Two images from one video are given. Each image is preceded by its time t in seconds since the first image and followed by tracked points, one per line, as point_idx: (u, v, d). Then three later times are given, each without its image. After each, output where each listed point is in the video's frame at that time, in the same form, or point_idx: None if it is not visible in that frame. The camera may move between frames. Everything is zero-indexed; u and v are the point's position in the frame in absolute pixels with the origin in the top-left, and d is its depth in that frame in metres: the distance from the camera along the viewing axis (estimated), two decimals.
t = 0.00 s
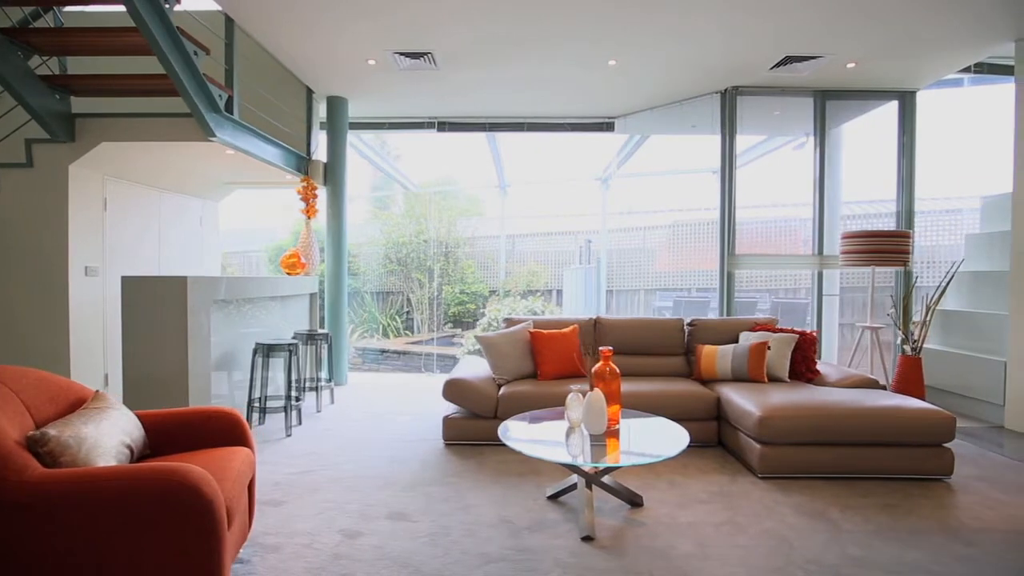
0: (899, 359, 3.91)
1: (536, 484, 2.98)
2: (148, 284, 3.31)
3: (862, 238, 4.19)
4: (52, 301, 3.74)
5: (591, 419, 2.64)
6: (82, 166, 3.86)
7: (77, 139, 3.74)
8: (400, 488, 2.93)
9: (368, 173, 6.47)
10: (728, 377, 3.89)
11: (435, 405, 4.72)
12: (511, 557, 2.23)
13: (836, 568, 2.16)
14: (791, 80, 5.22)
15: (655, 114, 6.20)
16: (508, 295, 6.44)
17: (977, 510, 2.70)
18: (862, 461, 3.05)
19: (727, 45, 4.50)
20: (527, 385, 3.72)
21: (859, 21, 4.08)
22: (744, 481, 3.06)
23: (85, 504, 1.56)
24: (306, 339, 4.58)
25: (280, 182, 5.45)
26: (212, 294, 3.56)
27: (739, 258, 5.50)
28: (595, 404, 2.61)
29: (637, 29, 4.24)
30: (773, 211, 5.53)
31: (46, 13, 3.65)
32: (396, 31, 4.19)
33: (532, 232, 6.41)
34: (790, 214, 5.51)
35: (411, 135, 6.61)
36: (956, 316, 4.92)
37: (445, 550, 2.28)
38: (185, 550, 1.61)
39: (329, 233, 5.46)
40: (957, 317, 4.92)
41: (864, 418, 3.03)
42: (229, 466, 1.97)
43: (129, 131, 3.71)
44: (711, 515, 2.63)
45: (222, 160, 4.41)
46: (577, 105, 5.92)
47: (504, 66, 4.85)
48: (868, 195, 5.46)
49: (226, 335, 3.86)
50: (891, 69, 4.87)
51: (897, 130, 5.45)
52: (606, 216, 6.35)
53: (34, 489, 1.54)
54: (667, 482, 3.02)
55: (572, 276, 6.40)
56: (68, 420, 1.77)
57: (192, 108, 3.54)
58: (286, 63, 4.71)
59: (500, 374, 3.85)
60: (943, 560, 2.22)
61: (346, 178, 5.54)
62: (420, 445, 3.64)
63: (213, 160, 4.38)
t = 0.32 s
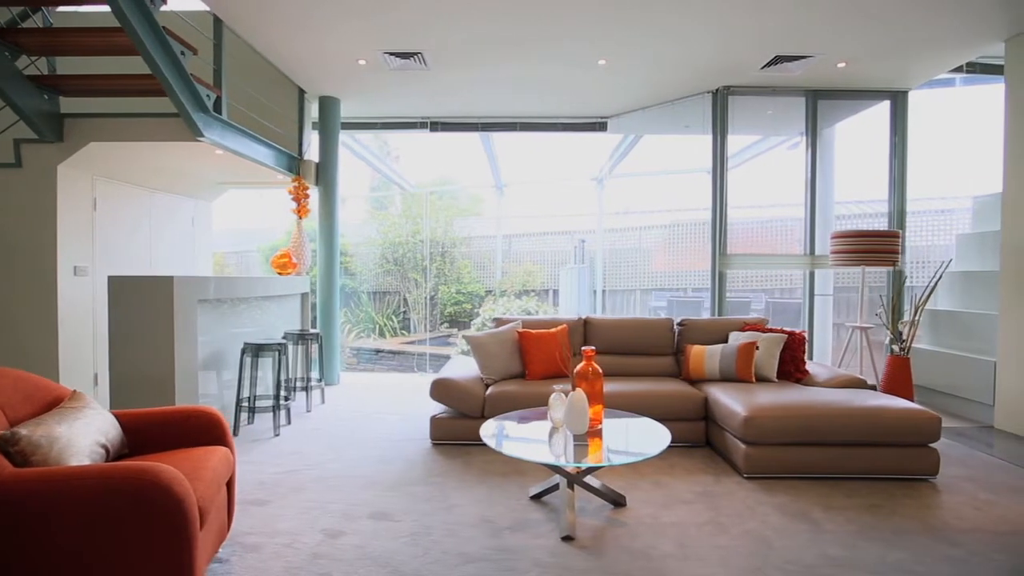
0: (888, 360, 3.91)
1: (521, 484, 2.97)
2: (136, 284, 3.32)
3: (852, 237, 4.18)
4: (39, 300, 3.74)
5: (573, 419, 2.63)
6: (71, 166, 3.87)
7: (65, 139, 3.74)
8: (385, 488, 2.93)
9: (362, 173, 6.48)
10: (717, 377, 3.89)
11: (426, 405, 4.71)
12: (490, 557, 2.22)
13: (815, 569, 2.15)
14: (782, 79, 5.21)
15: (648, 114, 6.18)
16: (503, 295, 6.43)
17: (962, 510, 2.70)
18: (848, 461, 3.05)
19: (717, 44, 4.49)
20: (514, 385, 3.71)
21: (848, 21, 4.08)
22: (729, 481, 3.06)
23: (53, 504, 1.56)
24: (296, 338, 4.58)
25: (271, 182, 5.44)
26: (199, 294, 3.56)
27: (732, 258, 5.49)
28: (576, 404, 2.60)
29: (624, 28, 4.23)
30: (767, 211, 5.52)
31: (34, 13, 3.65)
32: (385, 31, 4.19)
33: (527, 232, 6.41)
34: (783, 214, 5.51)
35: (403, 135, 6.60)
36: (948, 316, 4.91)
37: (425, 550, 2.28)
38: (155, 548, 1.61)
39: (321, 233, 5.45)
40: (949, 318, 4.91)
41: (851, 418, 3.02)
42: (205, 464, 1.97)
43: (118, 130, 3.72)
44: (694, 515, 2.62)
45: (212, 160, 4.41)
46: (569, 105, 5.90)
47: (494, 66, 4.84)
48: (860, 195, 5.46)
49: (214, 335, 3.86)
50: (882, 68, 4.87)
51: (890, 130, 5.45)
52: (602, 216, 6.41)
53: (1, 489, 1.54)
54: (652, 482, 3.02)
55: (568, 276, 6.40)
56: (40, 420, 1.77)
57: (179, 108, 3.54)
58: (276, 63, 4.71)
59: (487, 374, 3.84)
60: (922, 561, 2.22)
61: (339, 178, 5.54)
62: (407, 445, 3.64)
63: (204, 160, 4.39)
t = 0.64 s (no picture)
0: (875, 360, 3.92)
1: (504, 484, 2.97)
2: (121, 284, 3.32)
3: (838, 238, 4.18)
4: (26, 300, 3.75)
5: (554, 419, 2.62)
6: (58, 166, 3.87)
7: (52, 139, 3.74)
8: (368, 488, 2.92)
9: (357, 173, 6.50)
10: (704, 377, 3.89)
11: (416, 405, 4.70)
12: (467, 557, 2.22)
13: (792, 569, 2.15)
14: (771, 79, 5.20)
15: (640, 114, 6.18)
16: (498, 295, 6.42)
17: (944, 510, 2.70)
18: (832, 461, 3.05)
19: (706, 44, 4.49)
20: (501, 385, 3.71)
21: (835, 22, 4.10)
22: (713, 481, 3.06)
23: (18, 504, 1.56)
24: (286, 338, 4.58)
25: (262, 183, 5.45)
26: (185, 294, 3.56)
27: (723, 258, 5.49)
28: (557, 404, 2.60)
29: (612, 28, 4.23)
30: (758, 211, 5.51)
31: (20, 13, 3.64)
32: (372, 31, 4.19)
33: (520, 232, 6.41)
34: (775, 213, 5.50)
35: (395, 135, 6.61)
36: (937, 315, 4.93)
37: (403, 550, 2.28)
38: (122, 548, 1.62)
39: (312, 233, 5.45)
40: (941, 318, 4.90)
41: (834, 418, 3.02)
42: (179, 464, 1.97)
43: (104, 130, 3.71)
44: (675, 515, 2.62)
45: (201, 160, 4.40)
46: (561, 105, 5.91)
47: (484, 66, 4.84)
48: (851, 195, 5.46)
49: (203, 335, 3.86)
50: (871, 68, 4.87)
51: (880, 130, 5.45)
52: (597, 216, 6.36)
53: None
54: (635, 482, 3.02)
55: (563, 275, 6.39)
56: (13, 420, 1.78)
57: (165, 108, 3.54)
58: (265, 62, 4.71)
59: (475, 374, 3.84)
60: (900, 561, 2.22)
61: (330, 177, 5.55)
62: (394, 445, 3.64)
63: (193, 160, 4.39)
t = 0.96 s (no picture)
0: (862, 360, 3.91)
1: (486, 484, 2.96)
2: (104, 284, 3.32)
3: (825, 238, 4.18)
4: (14, 300, 3.77)
5: (533, 419, 2.62)
6: (44, 166, 3.88)
7: (37, 139, 3.74)
8: (350, 488, 2.92)
9: (348, 173, 6.49)
10: (691, 377, 3.88)
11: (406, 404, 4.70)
12: (444, 557, 2.22)
13: (767, 569, 2.15)
14: (760, 79, 5.20)
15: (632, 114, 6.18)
16: (493, 295, 6.42)
17: (924, 510, 2.70)
18: (814, 461, 3.05)
19: (693, 44, 4.49)
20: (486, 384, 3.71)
21: (821, 23, 4.11)
22: (695, 481, 3.06)
23: None
24: (274, 338, 4.57)
25: (252, 183, 5.45)
26: (171, 294, 3.56)
27: (712, 258, 5.50)
28: (536, 404, 2.60)
29: (599, 28, 4.23)
30: (749, 211, 5.52)
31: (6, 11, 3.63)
32: (359, 31, 4.18)
33: (514, 232, 6.41)
34: (766, 213, 5.51)
35: (386, 135, 6.62)
36: (921, 315, 4.97)
37: (380, 549, 2.28)
38: (91, 547, 1.62)
39: (302, 232, 5.45)
40: (929, 317, 4.91)
41: (815, 418, 3.02)
42: (153, 463, 1.98)
43: (90, 130, 3.71)
44: (655, 515, 2.62)
45: (189, 160, 4.41)
46: (551, 105, 5.92)
47: (473, 66, 4.84)
48: (841, 194, 5.47)
49: (189, 335, 3.85)
50: (859, 68, 4.88)
51: (869, 130, 5.46)
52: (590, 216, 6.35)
53: None
54: (618, 482, 3.02)
55: (557, 275, 6.39)
56: None
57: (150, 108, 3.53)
58: (253, 62, 4.70)
59: (461, 374, 3.83)
60: (876, 560, 2.21)
61: (320, 177, 5.55)
62: (379, 445, 3.64)
63: (181, 160, 4.39)
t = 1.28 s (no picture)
0: (848, 359, 3.92)
1: (468, 484, 2.96)
2: (85, 285, 3.31)
3: (811, 238, 4.19)
4: None
5: (513, 419, 2.61)
6: (27, 165, 3.88)
7: (21, 138, 3.73)
8: (331, 487, 2.92)
9: (341, 172, 6.49)
10: (676, 377, 3.89)
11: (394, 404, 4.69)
12: (421, 557, 2.22)
13: (742, 569, 2.15)
14: (748, 79, 5.20)
15: (622, 115, 6.18)
16: (486, 295, 6.41)
17: (904, 509, 2.70)
18: (796, 461, 3.05)
19: (681, 44, 4.49)
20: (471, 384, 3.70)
21: (805, 24, 4.12)
22: (678, 481, 3.06)
23: None
24: (261, 338, 4.56)
25: (242, 182, 5.45)
26: (154, 294, 3.55)
27: (701, 258, 5.50)
28: (516, 404, 2.59)
29: (585, 28, 4.22)
30: (739, 211, 5.52)
31: None
32: (346, 31, 4.18)
33: (507, 232, 6.41)
34: (755, 213, 5.52)
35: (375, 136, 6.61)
36: (910, 314, 4.97)
37: (356, 550, 2.28)
38: (62, 547, 1.62)
39: (291, 232, 5.44)
40: (916, 317, 4.93)
41: (798, 418, 3.02)
42: (128, 464, 1.98)
43: (74, 130, 3.70)
44: (635, 515, 2.62)
45: (176, 160, 4.40)
46: (541, 105, 5.92)
47: (461, 66, 4.84)
48: (830, 195, 5.48)
49: (174, 334, 3.83)
50: (845, 68, 4.89)
51: (857, 130, 5.46)
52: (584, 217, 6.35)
53: None
54: (599, 482, 3.02)
55: (550, 275, 6.38)
56: None
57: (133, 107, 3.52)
58: (241, 62, 4.69)
59: (447, 373, 3.83)
60: (852, 560, 2.22)
61: (310, 177, 5.55)
62: (364, 445, 3.63)
63: (167, 160, 4.38)
